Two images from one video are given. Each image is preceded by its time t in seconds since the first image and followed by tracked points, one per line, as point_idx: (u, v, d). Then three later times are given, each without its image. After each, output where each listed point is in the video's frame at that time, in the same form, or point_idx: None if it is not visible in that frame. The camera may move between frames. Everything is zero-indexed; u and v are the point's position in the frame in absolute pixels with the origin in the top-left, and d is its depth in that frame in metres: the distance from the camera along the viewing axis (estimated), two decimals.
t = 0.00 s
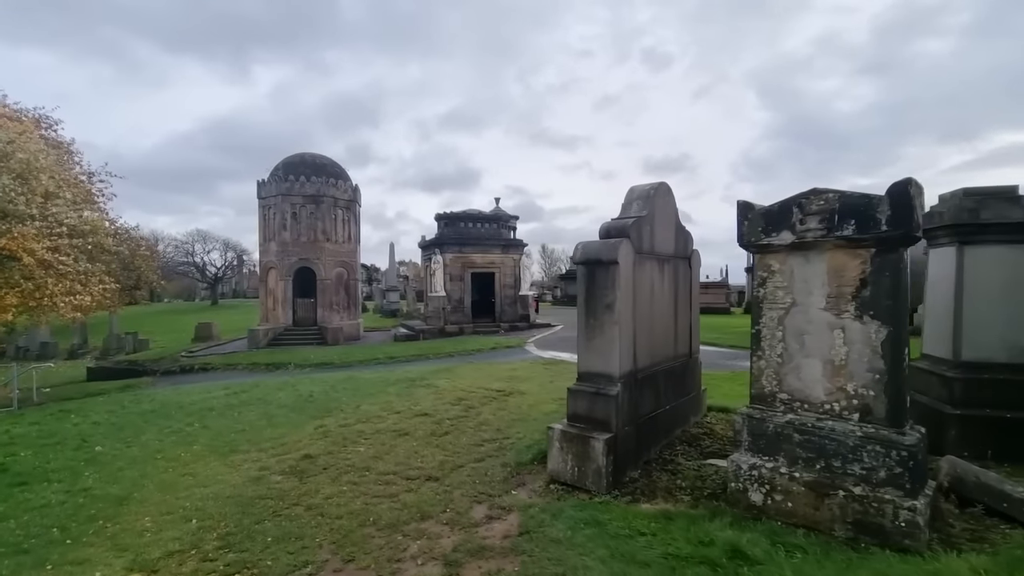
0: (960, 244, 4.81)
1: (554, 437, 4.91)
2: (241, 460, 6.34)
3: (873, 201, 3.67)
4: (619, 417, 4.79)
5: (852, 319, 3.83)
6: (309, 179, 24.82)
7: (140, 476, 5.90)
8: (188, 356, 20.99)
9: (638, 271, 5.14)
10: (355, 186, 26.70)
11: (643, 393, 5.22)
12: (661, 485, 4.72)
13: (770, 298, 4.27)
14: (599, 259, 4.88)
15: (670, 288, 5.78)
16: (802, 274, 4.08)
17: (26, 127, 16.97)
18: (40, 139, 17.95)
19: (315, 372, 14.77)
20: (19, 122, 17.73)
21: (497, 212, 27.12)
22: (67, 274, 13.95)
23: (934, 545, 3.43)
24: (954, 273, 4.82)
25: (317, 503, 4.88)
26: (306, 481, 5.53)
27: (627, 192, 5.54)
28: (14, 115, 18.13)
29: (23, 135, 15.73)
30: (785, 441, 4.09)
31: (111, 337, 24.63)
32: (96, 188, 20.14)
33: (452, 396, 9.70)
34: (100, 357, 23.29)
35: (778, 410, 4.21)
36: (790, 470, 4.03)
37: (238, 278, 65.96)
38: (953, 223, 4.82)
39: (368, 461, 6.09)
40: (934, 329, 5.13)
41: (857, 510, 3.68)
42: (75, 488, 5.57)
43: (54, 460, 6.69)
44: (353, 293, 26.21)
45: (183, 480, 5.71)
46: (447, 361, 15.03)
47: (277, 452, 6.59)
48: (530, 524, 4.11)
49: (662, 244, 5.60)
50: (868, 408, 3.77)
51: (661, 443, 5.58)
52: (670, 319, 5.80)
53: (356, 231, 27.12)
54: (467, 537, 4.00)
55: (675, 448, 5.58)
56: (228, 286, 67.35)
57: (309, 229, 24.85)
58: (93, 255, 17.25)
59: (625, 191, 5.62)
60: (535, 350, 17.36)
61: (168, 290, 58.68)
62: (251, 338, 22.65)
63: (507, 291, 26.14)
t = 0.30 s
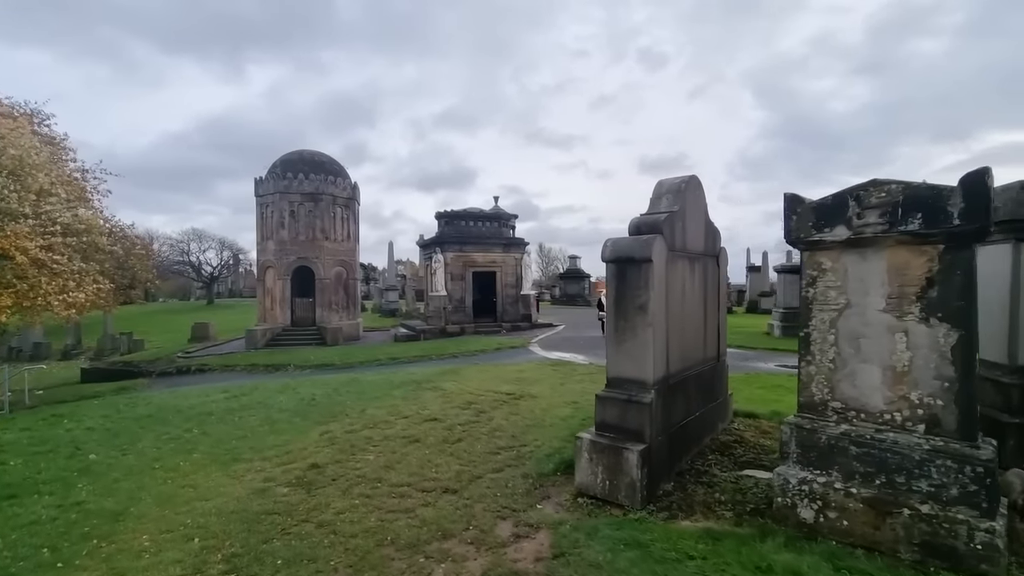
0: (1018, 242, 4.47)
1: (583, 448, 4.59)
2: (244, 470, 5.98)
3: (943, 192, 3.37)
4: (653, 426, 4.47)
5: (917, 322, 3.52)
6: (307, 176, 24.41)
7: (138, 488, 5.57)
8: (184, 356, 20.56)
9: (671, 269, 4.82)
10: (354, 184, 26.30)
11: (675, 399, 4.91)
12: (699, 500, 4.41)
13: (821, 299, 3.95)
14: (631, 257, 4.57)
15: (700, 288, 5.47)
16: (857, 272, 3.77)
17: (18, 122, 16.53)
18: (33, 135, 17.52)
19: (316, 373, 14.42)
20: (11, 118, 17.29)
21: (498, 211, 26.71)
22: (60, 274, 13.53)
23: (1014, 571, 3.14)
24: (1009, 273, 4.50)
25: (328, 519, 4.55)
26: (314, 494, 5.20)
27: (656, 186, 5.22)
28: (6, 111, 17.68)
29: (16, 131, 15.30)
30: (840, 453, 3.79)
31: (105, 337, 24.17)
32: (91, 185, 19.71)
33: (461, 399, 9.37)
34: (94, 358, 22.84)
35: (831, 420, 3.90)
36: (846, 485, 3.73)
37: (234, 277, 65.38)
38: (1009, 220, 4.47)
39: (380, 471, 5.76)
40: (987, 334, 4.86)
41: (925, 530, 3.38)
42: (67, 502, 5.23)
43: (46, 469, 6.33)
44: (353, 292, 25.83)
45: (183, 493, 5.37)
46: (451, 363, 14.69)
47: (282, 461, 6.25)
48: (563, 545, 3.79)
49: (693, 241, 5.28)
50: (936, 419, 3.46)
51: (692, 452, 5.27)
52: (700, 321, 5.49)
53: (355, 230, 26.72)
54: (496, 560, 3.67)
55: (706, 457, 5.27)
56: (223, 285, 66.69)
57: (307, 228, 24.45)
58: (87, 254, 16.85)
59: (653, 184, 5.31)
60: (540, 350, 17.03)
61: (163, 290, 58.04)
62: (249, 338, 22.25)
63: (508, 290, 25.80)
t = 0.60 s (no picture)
0: None
1: (616, 458, 4.25)
2: (244, 481, 5.59)
3: None
4: (693, 435, 4.13)
5: (995, 322, 3.20)
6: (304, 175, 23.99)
7: (130, 502, 5.17)
8: (178, 358, 20.09)
9: (708, 265, 4.48)
10: (352, 183, 25.88)
11: (711, 405, 4.56)
12: (743, 514, 4.07)
13: (881, 296, 3.62)
14: (667, 251, 4.23)
15: (733, 285, 5.13)
16: (924, 267, 3.44)
17: (8, 118, 16.05)
18: (22, 131, 17.03)
19: (315, 376, 13.99)
20: None
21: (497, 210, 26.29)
22: (50, 274, 13.04)
23: None
24: None
25: (337, 538, 4.18)
26: (321, 508, 4.82)
27: (688, 177, 4.90)
28: None
29: (5, 127, 14.83)
30: (906, 465, 3.46)
31: (97, 339, 23.62)
32: (82, 183, 19.21)
33: (469, 403, 8.99)
34: (85, 361, 22.27)
35: (894, 428, 3.56)
36: (913, 501, 3.40)
37: (228, 278, 64.69)
38: None
39: (391, 482, 5.38)
40: None
41: (1007, 552, 3.07)
42: (53, 518, 4.83)
43: (31, 481, 5.92)
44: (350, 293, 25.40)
45: (178, 508, 4.98)
46: (453, 364, 14.30)
47: (284, 470, 5.85)
48: (601, 568, 3.44)
49: (727, 235, 4.95)
50: (1018, 429, 3.14)
51: (727, 461, 4.94)
52: (733, 320, 5.15)
53: (353, 229, 26.28)
54: None
55: (742, 467, 4.94)
56: (217, 286, 65.94)
57: (304, 227, 24.00)
58: (78, 253, 16.36)
59: (684, 175, 4.99)
60: (543, 352, 16.67)
61: (156, 291, 57.26)
62: (245, 340, 21.78)
63: (508, 291, 25.41)
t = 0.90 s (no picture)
0: None
1: (656, 470, 3.93)
2: (246, 495, 5.23)
3: None
4: (740, 445, 3.81)
5: None
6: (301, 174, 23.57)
7: (124, 518, 4.81)
8: (171, 361, 19.62)
9: (750, 261, 4.18)
10: (349, 182, 25.46)
11: (754, 412, 4.25)
12: (794, 531, 3.76)
13: (953, 295, 3.32)
14: (710, 246, 3.93)
15: (772, 284, 4.83)
16: (1001, 263, 3.15)
17: None
18: (10, 127, 16.52)
19: (314, 379, 13.59)
20: None
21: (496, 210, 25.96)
22: (38, 275, 12.54)
23: None
24: None
25: (353, 559, 3.83)
26: (331, 524, 4.47)
27: (724, 168, 4.61)
28: None
29: None
30: (984, 479, 3.16)
31: (87, 341, 23.06)
32: (72, 181, 18.70)
33: (478, 408, 8.65)
34: (75, 363, 21.74)
35: (969, 438, 3.26)
36: (992, 518, 3.11)
37: (221, 279, 63.89)
38: None
39: (405, 494, 5.04)
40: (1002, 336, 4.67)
41: None
42: (39, 539, 4.46)
43: (16, 495, 5.53)
44: (347, 294, 24.97)
45: (176, 525, 4.62)
46: (457, 367, 13.96)
47: (289, 482, 5.50)
48: None
49: (766, 230, 4.65)
50: None
51: (766, 471, 4.63)
52: (771, 321, 4.85)
53: (350, 229, 25.85)
54: None
55: (782, 477, 4.63)
56: (210, 287, 65.11)
57: (300, 227, 23.56)
58: (68, 253, 15.88)
59: (720, 166, 4.69)
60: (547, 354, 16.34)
61: (148, 292, 56.39)
62: (240, 342, 21.32)
63: (508, 292, 25.09)
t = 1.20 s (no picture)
0: None
1: (690, 481, 3.64)
2: (238, 510, 4.85)
3: None
4: (780, 453, 3.55)
5: None
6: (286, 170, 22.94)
7: (103, 540, 4.40)
8: (150, 363, 18.89)
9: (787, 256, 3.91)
10: (336, 179, 24.89)
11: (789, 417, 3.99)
12: (839, 545, 3.51)
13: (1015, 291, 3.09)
14: (747, 239, 3.64)
15: (801, 281, 4.57)
16: None
17: None
18: None
19: (302, 381, 13.09)
20: None
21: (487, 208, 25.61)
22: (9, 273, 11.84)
23: None
24: None
25: None
26: (334, 543, 4.11)
27: (753, 158, 4.35)
28: None
29: None
30: None
31: (61, 343, 22.13)
32: (45, 176, 17.88)
33: (478, 411, 8.31)
34: (48, 366, 20.83)
35: None
36: None
37: (201, 278, 62.35)
38: None
39: (412, 508, 4.69)
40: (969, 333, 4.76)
41: None
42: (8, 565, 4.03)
43: None
44: (334, 293, 24.39)
45: (161, 546, 4.23)
46: (451, 367, 13.58)
47: (284, 495, 5.12)
48: None
49: (797, 224, 4.39)
50: None
51: (797, 478, 4.38)
52: (800, 319, 4.59)
53: (337, 227, 25.25)
54: None
55: (814, 484, 4.38)
56: (190, 287, 63.51)
57: (286, 225, 22.92)
58: (41, 251, 15.14)
59: (748, 155, 4.42)
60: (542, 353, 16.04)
61: (124, 292, 54.74)
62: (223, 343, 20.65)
63: (499, 291, 24.77)
